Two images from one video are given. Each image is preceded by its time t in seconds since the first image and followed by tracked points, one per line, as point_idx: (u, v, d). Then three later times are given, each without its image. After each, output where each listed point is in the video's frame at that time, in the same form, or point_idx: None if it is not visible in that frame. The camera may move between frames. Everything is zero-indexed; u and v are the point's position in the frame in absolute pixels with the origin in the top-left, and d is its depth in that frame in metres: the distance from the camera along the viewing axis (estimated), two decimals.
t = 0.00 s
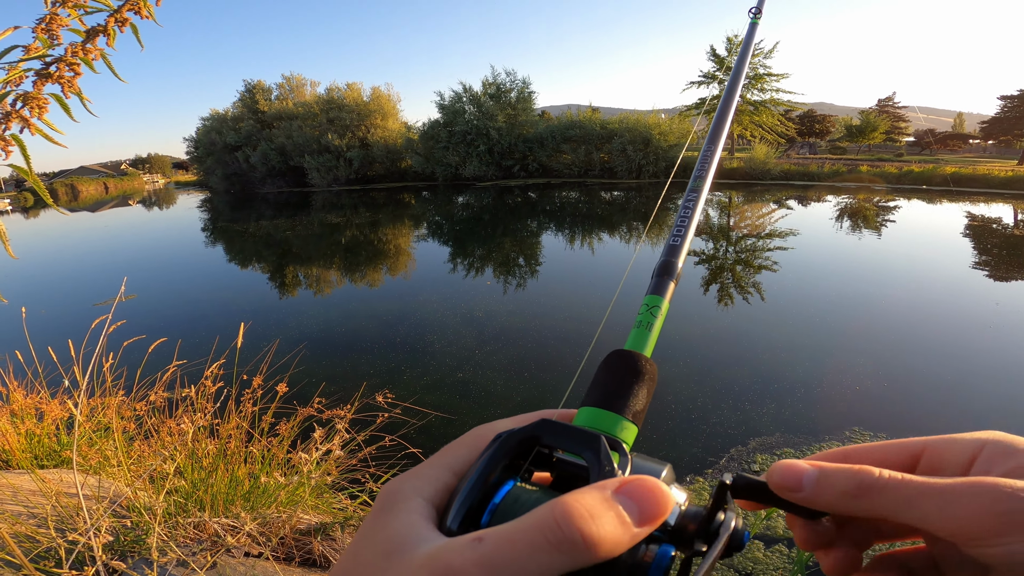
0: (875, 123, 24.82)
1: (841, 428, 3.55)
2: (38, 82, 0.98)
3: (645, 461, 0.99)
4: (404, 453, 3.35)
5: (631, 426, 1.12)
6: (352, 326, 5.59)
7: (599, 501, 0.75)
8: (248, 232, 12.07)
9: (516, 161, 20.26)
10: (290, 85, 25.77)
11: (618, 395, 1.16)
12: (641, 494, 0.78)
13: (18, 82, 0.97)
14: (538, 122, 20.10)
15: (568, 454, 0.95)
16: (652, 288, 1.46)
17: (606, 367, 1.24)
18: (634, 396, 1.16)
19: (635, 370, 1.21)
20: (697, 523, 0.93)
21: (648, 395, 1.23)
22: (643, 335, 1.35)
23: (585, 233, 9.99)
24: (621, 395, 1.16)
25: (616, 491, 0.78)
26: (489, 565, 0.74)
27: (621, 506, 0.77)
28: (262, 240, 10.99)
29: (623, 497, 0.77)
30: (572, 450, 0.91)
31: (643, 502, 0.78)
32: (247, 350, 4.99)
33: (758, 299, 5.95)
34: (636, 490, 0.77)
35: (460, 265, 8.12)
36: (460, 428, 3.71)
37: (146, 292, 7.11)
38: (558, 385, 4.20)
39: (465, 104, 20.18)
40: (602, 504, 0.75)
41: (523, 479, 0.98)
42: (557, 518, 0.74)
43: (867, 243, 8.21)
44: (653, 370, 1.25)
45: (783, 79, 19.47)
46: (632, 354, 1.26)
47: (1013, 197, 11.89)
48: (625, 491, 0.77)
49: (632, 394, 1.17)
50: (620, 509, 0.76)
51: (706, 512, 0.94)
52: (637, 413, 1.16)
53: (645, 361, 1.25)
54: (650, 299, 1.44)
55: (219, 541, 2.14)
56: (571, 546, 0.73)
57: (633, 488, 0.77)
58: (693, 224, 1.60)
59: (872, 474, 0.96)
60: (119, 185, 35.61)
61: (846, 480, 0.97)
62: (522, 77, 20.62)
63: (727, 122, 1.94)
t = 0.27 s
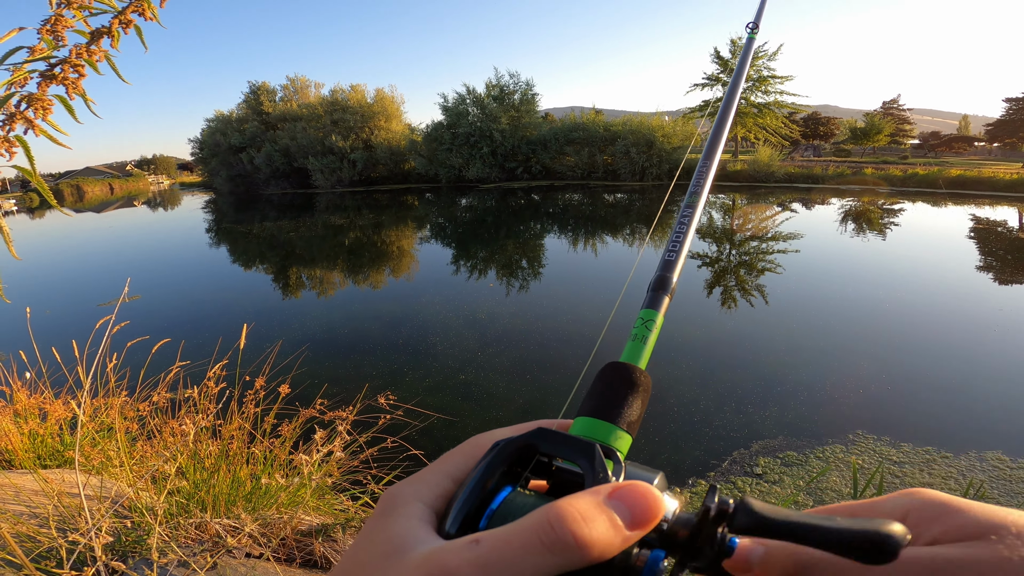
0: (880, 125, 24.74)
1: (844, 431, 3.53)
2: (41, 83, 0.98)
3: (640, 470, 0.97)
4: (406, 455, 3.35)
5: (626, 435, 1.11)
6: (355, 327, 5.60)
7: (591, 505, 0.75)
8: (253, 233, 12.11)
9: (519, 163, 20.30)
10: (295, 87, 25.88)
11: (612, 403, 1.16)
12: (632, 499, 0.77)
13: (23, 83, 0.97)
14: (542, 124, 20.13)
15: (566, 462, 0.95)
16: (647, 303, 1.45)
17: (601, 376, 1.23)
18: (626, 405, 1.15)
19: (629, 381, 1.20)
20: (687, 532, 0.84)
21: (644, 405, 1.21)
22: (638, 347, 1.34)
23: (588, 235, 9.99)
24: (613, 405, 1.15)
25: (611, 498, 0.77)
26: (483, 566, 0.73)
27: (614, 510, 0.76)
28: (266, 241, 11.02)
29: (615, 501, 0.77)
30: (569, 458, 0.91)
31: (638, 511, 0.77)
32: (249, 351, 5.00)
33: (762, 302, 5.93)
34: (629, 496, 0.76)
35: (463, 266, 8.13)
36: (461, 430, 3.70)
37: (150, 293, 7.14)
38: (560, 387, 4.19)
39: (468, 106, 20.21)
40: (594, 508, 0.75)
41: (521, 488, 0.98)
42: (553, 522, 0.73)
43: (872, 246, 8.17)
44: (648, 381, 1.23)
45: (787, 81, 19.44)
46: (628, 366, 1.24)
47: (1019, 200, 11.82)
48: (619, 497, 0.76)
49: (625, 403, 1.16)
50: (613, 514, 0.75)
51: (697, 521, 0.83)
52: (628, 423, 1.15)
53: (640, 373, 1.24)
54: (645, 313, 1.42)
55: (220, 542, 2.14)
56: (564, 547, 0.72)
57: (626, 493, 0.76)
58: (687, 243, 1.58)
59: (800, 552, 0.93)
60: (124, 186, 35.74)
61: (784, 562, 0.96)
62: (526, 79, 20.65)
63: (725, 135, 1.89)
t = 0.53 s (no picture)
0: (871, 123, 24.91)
1: (839, 429, 3.55)
2: (27, 86, 0.97)
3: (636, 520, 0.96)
4: (402, 456, 3.34)
5: (621, 489, 1.10)
6: (349, 329, 5.58)
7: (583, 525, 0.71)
8: (246, 235, 12.04)
9: (513, 163, 20.29)
10: (287, 88, 25.76)
11: (606, 468, 1.15)
12: (625, 520, 0.70)
13: (7, 87, 0.96)
14: (536, 124, 20.12)
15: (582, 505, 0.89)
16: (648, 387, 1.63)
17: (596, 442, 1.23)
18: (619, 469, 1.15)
19: (622, 444, 1.19)
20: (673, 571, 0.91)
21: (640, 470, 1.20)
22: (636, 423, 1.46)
23: (583, 235, 10.01)
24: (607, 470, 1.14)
25: (605, 520, 0.72)
26: None
27: (608, 530, 0.71)
28: (259, 243, 10.96)
29: (610, 524, 0.71)
30: (581, 501, 0.85)
31: (635, 533, 0.71)
32: (243, 353, 4.97)
33: (756, 299, 5.96)
34: (620, 515, 0.70)
35: (459, 267, 8.13)
36: (458, 431, 3.70)
37: (142, 296, 7.09)
38: (556, 387, 4.20)
39: (462, 105, 20.17)
40: (587, 528, 0.71)
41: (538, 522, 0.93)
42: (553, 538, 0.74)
43: (865, 243, 8.23)
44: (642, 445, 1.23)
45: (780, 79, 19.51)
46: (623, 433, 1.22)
47: (1009, 196, 11.94)
48: (607, 516, 0.71)
49: (621, 464, 1.16)
50: (603, 534, 0.71)
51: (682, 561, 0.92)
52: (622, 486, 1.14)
53: (636, 438, 1.23)
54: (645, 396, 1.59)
55: (216, 545, 2.13)
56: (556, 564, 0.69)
57: (616, 512, 0.70)
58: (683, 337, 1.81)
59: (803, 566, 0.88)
60: (115, 188, 35.41)
61: None
62: (520, 79, 20.66)
63: (721, 251, 2.25)
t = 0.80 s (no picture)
0: (849, 120, 25.40)
1: (821, 422, 3.62)
2: None
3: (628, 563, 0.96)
4: (390, 457, 3.33)
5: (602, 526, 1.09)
6: (334, 329, 5.52)
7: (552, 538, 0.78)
8: (227, 235, 11.85)
9: (498, 161, 20.28)
10: (269, 87, 25.41)
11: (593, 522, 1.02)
12: (586, 528, 0.78)
13: None
14: (520, 122, 20.14)
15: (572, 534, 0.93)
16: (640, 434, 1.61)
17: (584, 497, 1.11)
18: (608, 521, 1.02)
19: (613, 498, 1.07)
20: None
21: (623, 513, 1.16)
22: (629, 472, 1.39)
23: (568, 232, 10.05)
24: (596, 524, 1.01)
25: (570, 531, 0.79)
26: None
27: (573, 540, 0.78)
28: (241, 244, 10.80)
29: (575, 534, 0.78)
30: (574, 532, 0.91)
31: (598, 539, 0.79)
32: (225, 355, 4.90)
33: (738, 295, 6.05)
34: (584, 525, 0.78)
35: (444, 266, 8.11)
36: (445, 430, 3.69)
37: (120, 298, 6.93)
38: (543, 384, 4.21)
39: (446, 104, 20.09)
40: (556, 540, 0.78)
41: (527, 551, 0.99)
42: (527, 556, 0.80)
43: (843, 238, 8.41)
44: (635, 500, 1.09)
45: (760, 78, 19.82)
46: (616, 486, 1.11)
47: (980, 192, 12.29)
48: (571, 527, 0.78)
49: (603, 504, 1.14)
50: (571, 544, 0.78)
51: None
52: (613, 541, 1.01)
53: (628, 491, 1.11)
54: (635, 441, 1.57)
55: (202, 548, 2.10)
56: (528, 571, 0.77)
57: (579, 522, 0.78)
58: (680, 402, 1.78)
59: None
60: (91, 189, 34.55)
61: None
62: (504, 78, 20.65)
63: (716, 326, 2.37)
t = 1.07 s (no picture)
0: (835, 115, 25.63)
1: (806, 415, 3.67)
2: None
3: (590, 514, 1.00)
4: (378, 451, 3.32)
5: (580, 482, 1.13)
6: (322, 322, 5.48)
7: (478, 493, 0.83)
8: (212, 229, 11.67)
9: (488, 154, 20.20)
10: (255, 79, 25.02)
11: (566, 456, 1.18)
12: (503, 474, 0.82)
13: None
14: (510, 116, 20.05)
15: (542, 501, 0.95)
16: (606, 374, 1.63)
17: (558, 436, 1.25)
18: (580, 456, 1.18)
19: (582, 437, 1.23)
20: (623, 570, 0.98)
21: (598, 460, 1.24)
22: (595, 411, 1.46)
23: (557, 225, 10.05)
24: (567, 458, 1.17)
25: (488, 478, 0.83)
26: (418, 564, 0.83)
27: (494, 486, 0.83)
28: (227, 237, 10.65)
29: (494, 481, 0.82)
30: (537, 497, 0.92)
31: (517, 480, 0.83)
32: (211, 349, 4.84)
33: (726, 288, 6.11)
34: (498, 471, 0.81)
35: (433, 258, 8.07)
36: (434, 423, 3.69)
37: (102, 292, 6.81)
38: (532, 377, 4.23)
39: (435, 97, 19.94)
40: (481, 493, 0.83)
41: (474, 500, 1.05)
42: (450, 509, 0.84)
43: (829, 232, 8.51)
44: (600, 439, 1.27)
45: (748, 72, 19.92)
46: (583, 425, 1.29)
47: (962, 187, 12.51)
48: (487, 477, 0.81)
49: (581, 455, 1.19)
50: (490, 491, 0.82)
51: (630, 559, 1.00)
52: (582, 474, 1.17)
53: (592, 430, 1.28)
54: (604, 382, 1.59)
55: (189, 543, 2.09)
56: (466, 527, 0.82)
57: (493, 470, 0.81)
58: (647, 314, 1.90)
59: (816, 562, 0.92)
60: (71, 181, 33.82)
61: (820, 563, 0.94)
62: (494, 71, 20.52)
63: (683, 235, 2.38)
